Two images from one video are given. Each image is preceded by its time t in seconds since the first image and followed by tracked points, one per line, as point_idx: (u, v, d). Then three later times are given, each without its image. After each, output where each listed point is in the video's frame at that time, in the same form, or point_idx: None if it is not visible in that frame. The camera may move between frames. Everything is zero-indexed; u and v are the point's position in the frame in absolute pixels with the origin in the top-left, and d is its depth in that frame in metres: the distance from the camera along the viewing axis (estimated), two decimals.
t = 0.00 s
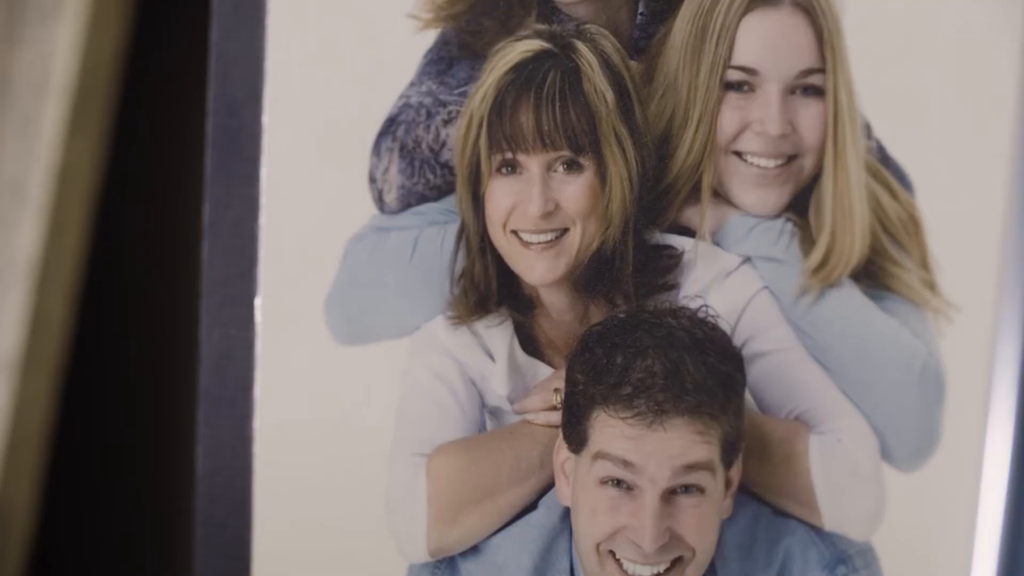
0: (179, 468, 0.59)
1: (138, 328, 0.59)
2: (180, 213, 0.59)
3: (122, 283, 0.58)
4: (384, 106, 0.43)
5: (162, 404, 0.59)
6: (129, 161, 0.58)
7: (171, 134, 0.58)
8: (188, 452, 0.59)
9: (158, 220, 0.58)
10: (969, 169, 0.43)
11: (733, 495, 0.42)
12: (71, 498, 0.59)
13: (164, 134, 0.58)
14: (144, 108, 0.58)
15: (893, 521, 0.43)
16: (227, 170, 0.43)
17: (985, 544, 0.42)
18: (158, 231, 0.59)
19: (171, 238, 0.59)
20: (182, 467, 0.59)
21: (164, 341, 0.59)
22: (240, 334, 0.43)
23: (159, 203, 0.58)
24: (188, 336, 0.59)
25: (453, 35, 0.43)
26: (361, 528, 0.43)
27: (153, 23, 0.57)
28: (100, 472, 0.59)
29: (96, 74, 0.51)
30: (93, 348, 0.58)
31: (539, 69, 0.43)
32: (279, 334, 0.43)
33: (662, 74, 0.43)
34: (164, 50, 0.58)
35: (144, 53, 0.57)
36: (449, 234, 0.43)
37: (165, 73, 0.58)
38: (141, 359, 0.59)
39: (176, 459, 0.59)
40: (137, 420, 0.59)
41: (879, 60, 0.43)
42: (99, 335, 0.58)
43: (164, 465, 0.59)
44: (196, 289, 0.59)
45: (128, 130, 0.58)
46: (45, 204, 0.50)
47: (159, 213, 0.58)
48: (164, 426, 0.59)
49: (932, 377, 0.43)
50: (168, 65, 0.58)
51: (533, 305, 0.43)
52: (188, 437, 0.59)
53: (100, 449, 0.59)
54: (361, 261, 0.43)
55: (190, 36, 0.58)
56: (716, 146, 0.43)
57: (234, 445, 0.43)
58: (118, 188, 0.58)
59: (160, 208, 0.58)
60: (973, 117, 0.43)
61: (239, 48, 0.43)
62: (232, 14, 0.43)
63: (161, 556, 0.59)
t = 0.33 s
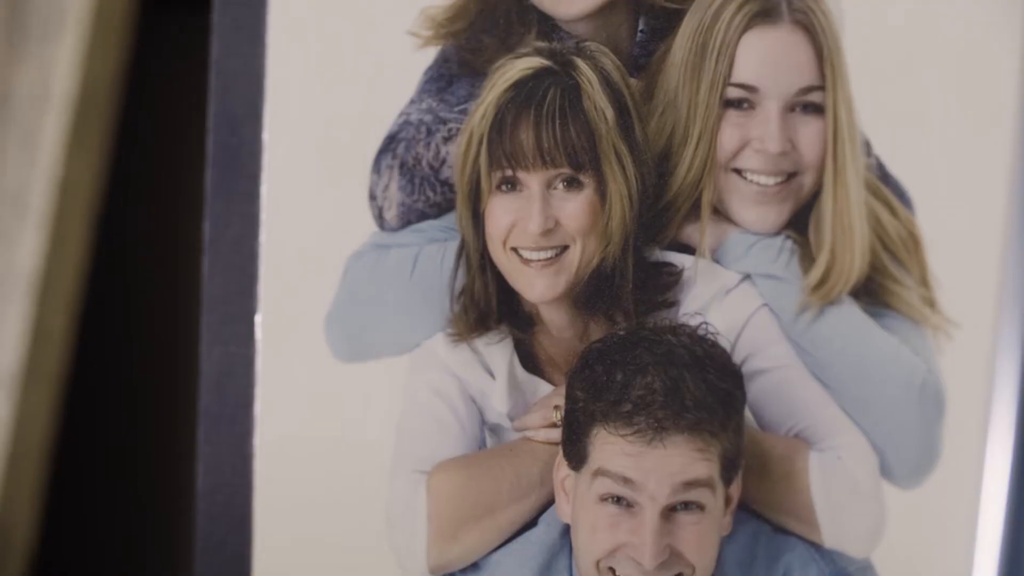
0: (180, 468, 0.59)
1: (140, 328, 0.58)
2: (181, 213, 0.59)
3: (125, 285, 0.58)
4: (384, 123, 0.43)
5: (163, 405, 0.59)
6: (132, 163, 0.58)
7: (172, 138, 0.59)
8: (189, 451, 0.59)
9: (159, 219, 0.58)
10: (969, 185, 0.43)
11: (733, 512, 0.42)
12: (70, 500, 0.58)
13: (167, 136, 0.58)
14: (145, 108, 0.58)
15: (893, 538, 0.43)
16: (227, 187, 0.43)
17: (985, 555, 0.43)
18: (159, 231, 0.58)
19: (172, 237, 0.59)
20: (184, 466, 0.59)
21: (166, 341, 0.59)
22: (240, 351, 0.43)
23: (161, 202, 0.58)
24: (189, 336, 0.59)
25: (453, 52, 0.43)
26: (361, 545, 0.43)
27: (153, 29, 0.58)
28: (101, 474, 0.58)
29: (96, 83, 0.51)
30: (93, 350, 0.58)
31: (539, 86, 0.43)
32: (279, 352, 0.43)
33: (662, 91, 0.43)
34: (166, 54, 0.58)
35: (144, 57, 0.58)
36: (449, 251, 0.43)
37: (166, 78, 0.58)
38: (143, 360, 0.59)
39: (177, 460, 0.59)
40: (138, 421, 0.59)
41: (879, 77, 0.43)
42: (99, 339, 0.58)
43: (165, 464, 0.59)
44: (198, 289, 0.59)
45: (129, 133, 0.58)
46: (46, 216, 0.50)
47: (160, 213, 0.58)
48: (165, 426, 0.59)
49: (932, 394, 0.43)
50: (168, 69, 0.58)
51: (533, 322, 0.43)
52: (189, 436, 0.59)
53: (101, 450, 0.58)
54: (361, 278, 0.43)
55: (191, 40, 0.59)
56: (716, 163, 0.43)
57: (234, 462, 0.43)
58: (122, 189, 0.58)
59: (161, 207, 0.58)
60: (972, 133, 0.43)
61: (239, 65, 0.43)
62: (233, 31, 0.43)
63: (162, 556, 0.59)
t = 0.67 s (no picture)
0: (181, 465, 0.63)
1: (142, 327, 0.63)
2: (182, 213, 0.63)
3: (128, 285, 0.62)
4: (384, 139, 0.43)
5: (165, 405, 0.63)
6: (134, 162, 0.62)
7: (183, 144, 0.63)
8: (190, 448, 0.63)
9: (161, 216, 0.63)
10: (969, 200, 0.43)
11: (733, 527, 0.42)
12: (73, 496, 0.62)
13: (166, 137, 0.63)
14: (153, 113, 0.62)
15: (893, 554, 0.43)
16: (228, 204, 0.43)
17: (985, 569, 0.43)
18: (161, 228, 0.63)
19: (172, 237, 0.63)
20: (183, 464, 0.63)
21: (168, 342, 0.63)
22: (240, 367, 0.43)
23: (162, 199, 0.63)
24: (188, 336, 0.63)
25: (453, 68, 0.43)
26: (361, 561, 0.43)
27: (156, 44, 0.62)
28: (102, 471, 0.62)
29: (96, 105, 0.53)
30: (99, 353, 0.62)
31: (539, 102, 0.43)
32: (280, 367, 0.43)
33: (662, 107, 0.43)
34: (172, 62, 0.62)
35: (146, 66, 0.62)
36: (449, 267, 0.43)
37: (176, 87, 0.63)
38: (144, 360, 0.63)
39: (178, 457, 0.63)
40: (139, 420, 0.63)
41: (878, 93, 0.43)
42: (102, 344, 0.62)
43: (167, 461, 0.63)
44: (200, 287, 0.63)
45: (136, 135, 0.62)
46: (47, 233, 0.52)
47: (162, 211, 0.63)
48: (166, 425, 0.63)
49: (932, 410, 0.43)
50: (178, 78, 0.63)
51: (533, 337, 0.43)
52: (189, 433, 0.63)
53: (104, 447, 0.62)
54: (361, 294, 0.43)
55: (195, 56, 0.63)
56: (716, 179, 0.43)
57: (234, 477, 0.43)
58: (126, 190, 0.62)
59: (164, 206, 0.63)
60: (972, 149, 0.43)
61: (239, 81, 0.43)
62: (233, 47, 0.43)
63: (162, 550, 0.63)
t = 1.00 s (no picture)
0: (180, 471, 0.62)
1: (142, 334, 0.62)
2: (183, 221, 0.63)
3: (129, 292, 0.62)
4: (384, 153, 0.43)
5: (165, 411, 0.62)
6: (135, 168, 0.62)
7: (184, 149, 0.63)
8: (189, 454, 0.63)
9: (161, 222, 0.62)
10: (969, 213, 0.43)
11: (733, 540, 0.42)
12: (73, 501, 0.61)
13: (164, 143, 0.63)
14: (154, 119, 0.62)
15: (893, 567, 0.43)
16: (228, 217, 0.43)
17: None
18: (161, 234, 0.62)
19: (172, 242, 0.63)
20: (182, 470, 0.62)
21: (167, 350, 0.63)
22: (241, 381, 0.43)
23: (162, 205, 0.62)
24: (188, 344, 0.63)
25: (453, 82, 0.43)
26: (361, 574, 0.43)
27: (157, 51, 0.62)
28: (102, 475, 0.61)
29: (97, 116, 0.53)
30: (100, 360, 0.61)
31: (539, 116, 0.43)
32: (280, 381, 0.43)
33: (662, 121, 0.43)
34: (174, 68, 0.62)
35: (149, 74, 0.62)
36: (449, 281, 0.43)
37: (175, 94, 0.62)
38: (144, 366, 0.62)
39: (177, 463, 0.62)
40: (139, 425, 0.62)
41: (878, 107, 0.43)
42: (105, 351, 0.61)
43: (165, 468, 0.62)
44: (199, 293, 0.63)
45: (140, 141, 0.62)
46: (47, 244, 0.52)
47: (162, 217, 0.62)
48: (165, 431, 0.62)
49: (932, 423, 0.43)
50: (178, 86, 0.62)
51: (533, 351, 0.43)
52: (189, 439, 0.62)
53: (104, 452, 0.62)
54: (362, 308, 0.43)
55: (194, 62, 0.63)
56: (716, 193, 0.43)
57: (234, 490, 0.43)
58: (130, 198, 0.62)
59: (164, 212, 0.62)
60: (972, 162, 0.43)
61: (239, 95, 0.43)
62: (233, 61, 0.43)
63: (162, 555, 0.62)
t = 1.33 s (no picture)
0: (180, 471, 0.65)
1: (144, 332, 0.65)
2: (183, 228, 0.65)
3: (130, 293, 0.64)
4: (385, 167, 0.43)
5: (166, 411, 0.65)
6: (136, 172, 0.64)
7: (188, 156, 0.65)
8: (190, 452, 0.65)
9: (161, 227, 0.65)
10: (969, 226, 0.43)
11: (733, 554, 0.42)
12: (73, 502, 0.64)
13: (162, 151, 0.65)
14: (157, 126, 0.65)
15: None
16: (228, 231, 0.43)
17: None
18: (161, 238, 0.65)
19: (172, 249, 0.65)
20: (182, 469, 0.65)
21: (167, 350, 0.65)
22: (241, 395, 0.43)
23: (162, 211, 0.65)
24: (188, 345, 0.65)
25: (453, 95, 0.43)
26: None
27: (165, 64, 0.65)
28: (103, 475, 0.64)
29: (96, 128, 0.55)
30: (101, 361, 0.64)
31: (539, 130, 0.43)
32: (280, 394, 0.43)
33: (662, 135, 0.43)
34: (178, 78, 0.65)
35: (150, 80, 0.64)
36: (449, 295, 0.43)
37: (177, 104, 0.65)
38: (144, 366, 0.65)
39: (176, 463, 0.65)
40: (140, 425, 0.65)
41: (878, 120, 0.43)
42: (106, 352, 0.64)
43: (166, 466, 0.65)
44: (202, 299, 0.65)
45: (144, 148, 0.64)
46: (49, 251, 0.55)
47: (162, 222, 0.65)
48: (165, 432, 0.65)
49: (932, 437, 0.43)
50: (182, 97, 0.65)
51: (533, 365, 0.43)
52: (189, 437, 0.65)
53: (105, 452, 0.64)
54: (362, 321, 0.43)
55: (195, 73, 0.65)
56: (716, 207, 0.43)
57: (234, 503, 0.43)
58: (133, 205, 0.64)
59: (164, 216, 0.65)
60: (971, 175, 0.43)
61: (239, 108, 0.43)
62: (233, 74, 0.43)
63: (162, 553, 0.65)
